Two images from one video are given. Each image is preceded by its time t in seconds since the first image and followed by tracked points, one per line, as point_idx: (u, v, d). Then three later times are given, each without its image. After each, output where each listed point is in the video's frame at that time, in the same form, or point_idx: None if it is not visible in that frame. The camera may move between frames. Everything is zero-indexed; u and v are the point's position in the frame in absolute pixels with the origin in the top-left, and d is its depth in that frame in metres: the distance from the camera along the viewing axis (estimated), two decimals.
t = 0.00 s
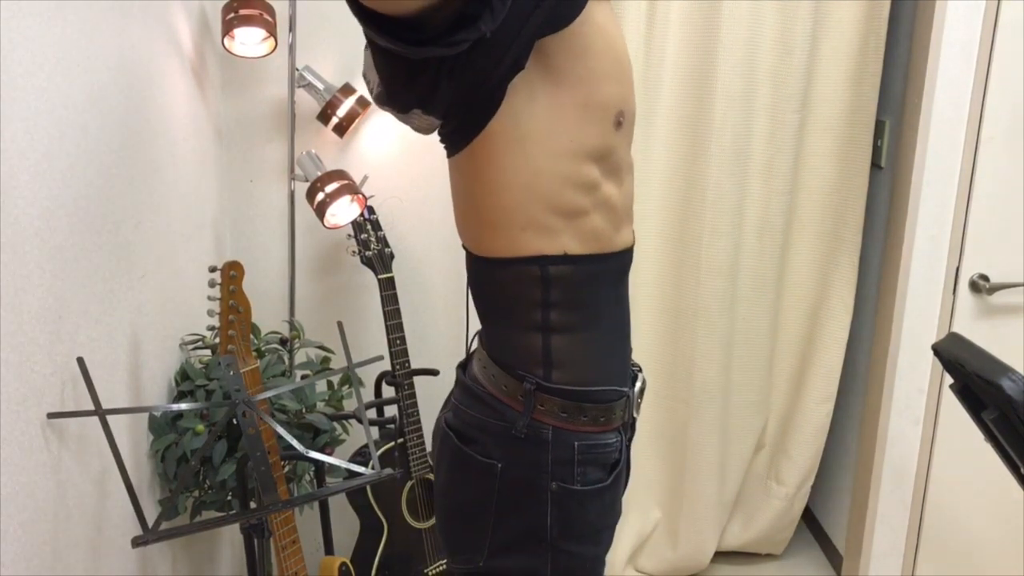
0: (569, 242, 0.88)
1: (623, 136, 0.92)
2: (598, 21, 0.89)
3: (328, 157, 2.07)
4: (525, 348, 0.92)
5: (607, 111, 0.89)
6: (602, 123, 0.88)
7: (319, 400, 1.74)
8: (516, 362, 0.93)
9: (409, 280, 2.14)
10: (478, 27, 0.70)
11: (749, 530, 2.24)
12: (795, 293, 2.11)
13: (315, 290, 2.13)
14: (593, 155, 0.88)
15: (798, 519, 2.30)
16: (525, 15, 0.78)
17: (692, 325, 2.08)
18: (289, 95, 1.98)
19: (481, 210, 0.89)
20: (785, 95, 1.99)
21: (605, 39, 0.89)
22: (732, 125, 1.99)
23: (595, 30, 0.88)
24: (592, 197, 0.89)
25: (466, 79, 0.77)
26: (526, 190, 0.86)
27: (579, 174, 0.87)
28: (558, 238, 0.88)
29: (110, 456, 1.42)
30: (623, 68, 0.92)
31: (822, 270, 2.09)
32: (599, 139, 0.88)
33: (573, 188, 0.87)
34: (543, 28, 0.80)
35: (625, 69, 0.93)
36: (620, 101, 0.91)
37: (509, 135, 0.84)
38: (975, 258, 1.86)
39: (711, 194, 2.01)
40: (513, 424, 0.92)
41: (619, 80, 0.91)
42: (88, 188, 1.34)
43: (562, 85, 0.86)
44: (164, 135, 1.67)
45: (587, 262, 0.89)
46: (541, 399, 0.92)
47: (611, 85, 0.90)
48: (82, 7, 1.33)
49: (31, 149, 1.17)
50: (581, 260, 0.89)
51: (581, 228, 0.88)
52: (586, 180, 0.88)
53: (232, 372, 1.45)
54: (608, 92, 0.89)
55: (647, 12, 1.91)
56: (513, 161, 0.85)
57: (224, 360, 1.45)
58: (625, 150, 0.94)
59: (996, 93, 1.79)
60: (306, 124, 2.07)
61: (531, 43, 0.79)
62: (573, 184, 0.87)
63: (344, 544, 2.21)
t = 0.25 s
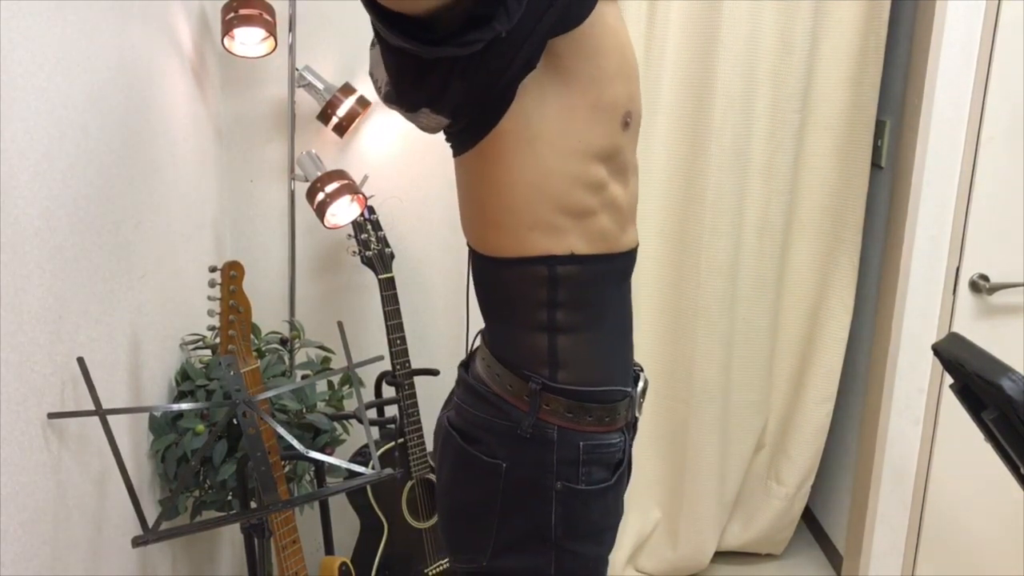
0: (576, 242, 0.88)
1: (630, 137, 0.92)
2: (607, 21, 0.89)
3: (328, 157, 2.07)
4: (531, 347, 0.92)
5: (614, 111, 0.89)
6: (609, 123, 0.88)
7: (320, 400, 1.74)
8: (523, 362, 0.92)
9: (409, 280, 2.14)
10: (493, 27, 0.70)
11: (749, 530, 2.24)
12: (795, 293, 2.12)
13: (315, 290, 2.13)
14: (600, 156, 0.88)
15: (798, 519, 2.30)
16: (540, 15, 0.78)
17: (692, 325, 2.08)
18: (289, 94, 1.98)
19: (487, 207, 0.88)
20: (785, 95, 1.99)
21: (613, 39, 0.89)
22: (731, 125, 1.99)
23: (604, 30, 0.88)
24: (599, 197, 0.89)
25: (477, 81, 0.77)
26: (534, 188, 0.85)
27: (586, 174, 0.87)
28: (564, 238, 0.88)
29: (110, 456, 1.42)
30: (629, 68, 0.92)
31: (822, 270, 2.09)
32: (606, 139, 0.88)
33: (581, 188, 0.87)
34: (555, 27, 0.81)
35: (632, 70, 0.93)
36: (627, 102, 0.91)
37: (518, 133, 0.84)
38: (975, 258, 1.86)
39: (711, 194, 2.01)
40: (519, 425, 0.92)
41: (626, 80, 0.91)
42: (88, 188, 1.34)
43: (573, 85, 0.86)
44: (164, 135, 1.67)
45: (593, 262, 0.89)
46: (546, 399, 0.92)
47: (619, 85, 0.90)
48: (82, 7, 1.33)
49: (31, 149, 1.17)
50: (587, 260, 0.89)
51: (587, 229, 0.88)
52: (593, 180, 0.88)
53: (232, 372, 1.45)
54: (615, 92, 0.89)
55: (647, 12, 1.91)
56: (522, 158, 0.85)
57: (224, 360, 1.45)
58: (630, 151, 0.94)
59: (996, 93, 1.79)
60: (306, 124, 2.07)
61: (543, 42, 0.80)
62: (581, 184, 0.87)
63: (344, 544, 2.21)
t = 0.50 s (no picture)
0: (584, 242, 0.88)
1: (638, 137, 0.92)
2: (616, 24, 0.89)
3: (328, 157, 2.07)
4: (540, 348, 0.92)
5: (622, 112, 0.89)
6: (617, 124, 0.88)
7: (319, 401, 1.74)
8: (531, 363, 0.92)
9: (409, 281, 2.14)
10: (507, 28, 0.70)
11: (749, 530, 2.24)
12: (795, 293, 2.11)
13: (315, 289, 2.13)
14: (610, 156, 0.88)
15: (798, 519, 2.30)
16: (552, 16, 0.78)
17: (693, 325, 2.08)
18: (289, 94, 1.98)
19: (496, 207, 0.88)
20: (785, 95, 1.99)
21: (620, 39, 0.89)
22: (731, 125, 1.99)
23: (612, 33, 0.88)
24: (608, 198, 0.89)
25: (488, 81, 0.77)
26: (543, 190, 0.85)
27: (594, 174, 0.87)
28: (573, 239, 0.88)
29: (110, 456, 1.42)
30: (637, 70, 0.92)
31: (822, 270, 2.09)
32: (615, 140, 0.88)
33: (591, 188, 0.87)
34: (569, 26, 0.81)
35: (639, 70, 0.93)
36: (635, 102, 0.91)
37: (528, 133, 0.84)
38: (975, 258, 1.86)
39: (711, 194, 2.01)
40: (528, 426, 0.92)
41: (634, 81, 0.91)
42: (88, 188, 1.34)
43: (582, 85, 0.85)
44: (164, 135, 1.67)
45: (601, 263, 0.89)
46: (555, 401, 0.92)
47: (626, 86, 0.89)
48: (82, 7, 1.33)
49: (31, 150, 1.17)
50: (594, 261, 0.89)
51: (595, 229, 0.88)
52: (602, 180, 0.88)
53: (232, 371, 1.45)
54: (623, 93, 0.89)
55: (646, 13, 1.92)
56: (532, 159, 0.85)
57: (224, 360, 1.45)
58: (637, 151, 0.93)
59: (996, 93, 1.79)
60: (306, 124, 2.07)
61: (556, 42, 0.80)
62: (591, 184, 0.86)
63: (344, 544, 2.21)
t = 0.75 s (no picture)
0: (607, 233, 0.88)
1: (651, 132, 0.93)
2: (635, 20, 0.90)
3: (328, 157, 2.07)
4: (557, 341, 0.90)
5: (641, 105, 0.89)
6: (638, 117, 0.89)
7: (319, 401, 1.73)
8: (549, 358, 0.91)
9: (409, 281, 2.14)
10: (565, 20, 0.73)
11: (749, 530, 2.24)
12: (795, 293, 2.12)
13: (315, 289, 2.13)
14: (630, 148, 0.89)
15: (798, 519, 2.30)
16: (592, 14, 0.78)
17: (693, 326, 2.08)
18: (289, 94, 1.98)
19: (519, 196, 0.87)
20: (785, 95, 1.99)
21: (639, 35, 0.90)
22: (731, 125, 1.99)
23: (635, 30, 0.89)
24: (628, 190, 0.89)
25: (527, 74, 0.77)
26: (573, 177, 0.85)
27: (618, 166, 0.87)
28: (597, 228, 0.88)
29: (110, 456, 1.42)
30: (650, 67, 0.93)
31: (823, 270, 2.09)
32: (635, 132, 0.89)
33: (614, 179, 0.87)
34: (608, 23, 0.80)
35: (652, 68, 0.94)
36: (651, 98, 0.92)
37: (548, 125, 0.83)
38: (975, 258, 1.86)
39: (711, 194, 2.01)
40: (547, 421, 0.90)
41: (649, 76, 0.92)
42: (88, 188, 1.34)
43: (609, 79, 0.86)
44: (164, 135, 1.67)
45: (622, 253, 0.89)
46: (575, 393, 0.90)
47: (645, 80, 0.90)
48: (83, 9, 1.33)
49: (31, 150, 1.17)
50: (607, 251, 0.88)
51: (618, 221, 0.89)
52: (624, 171, 0.88)
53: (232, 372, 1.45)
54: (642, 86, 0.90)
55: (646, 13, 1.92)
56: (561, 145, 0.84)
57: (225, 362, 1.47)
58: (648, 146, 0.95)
59: (996, 93, 1.79)
60: (306, 124, 2.07)
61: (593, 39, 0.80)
62: (614, 175, 0.87)
63: (344, 545, 2.21)
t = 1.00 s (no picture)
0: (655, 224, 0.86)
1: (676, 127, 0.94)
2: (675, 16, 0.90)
3: (328, 157, 2.07)
4: (604, 329, 0.87)
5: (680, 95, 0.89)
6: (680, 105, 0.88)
7: (319, 401, 1.73)
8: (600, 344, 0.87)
9: (409, 281, 2.14)
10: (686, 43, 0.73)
11: (749, 530, 2.24)
12: (795, 293, 2.12)
13: (315, 289, 2.13)
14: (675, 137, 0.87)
15: (798, 519, 2.30)
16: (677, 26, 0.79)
17: (693, 326, 2.08)
18: (289, 94, 1.98)
19: (567, 188, 0.82)
20: (785, 95, 1.99)
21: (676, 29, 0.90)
22: (732, 125, 1.99)
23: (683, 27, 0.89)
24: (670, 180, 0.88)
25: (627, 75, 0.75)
26: (631, 169, 0.81)
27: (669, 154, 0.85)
28: (646, 218, 0.85)
29: (110, 456, 1.42)
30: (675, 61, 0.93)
31: (823, 270, 2.09)
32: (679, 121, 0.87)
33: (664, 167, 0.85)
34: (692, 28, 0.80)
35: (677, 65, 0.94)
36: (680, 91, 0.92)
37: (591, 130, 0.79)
38: (975, 258, 1.86)
39: (711, 194, 2.01)
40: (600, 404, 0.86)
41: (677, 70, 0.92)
42: (88, 188, 1.34)
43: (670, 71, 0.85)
44: (164, 135, 1.67)
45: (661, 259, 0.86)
46: (624, 374, 0.87)
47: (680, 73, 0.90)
48: (83, 10, 1.33)
49: (32, 150, 1.17)
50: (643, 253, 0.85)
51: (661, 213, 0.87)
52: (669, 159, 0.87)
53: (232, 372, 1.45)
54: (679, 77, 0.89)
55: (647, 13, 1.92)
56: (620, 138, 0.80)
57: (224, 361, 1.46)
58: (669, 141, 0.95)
59: (996, 94, 1.79)
60: (306, 124, 2.07)
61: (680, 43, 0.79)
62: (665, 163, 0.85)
63: (344, 545, 2.21)
